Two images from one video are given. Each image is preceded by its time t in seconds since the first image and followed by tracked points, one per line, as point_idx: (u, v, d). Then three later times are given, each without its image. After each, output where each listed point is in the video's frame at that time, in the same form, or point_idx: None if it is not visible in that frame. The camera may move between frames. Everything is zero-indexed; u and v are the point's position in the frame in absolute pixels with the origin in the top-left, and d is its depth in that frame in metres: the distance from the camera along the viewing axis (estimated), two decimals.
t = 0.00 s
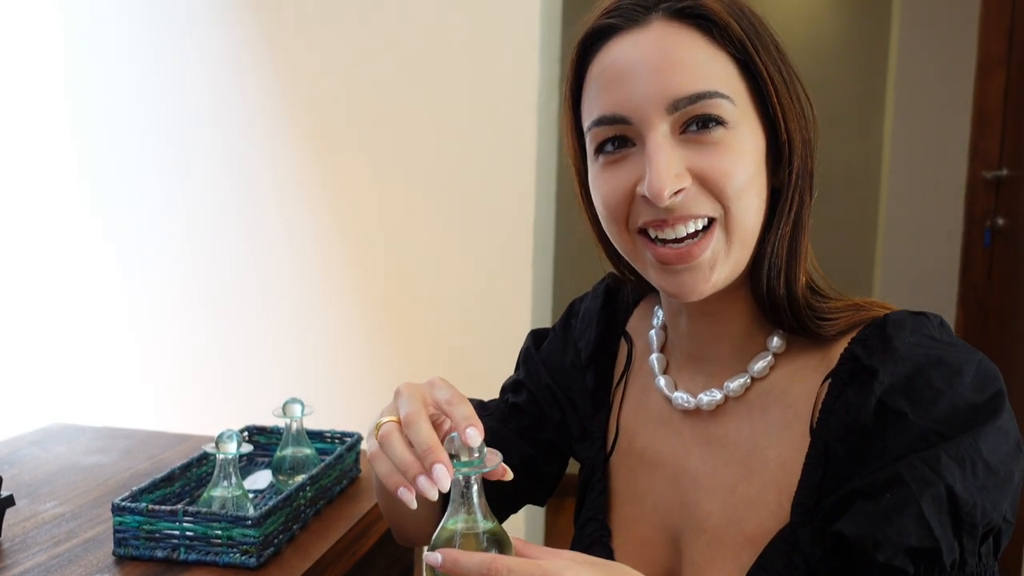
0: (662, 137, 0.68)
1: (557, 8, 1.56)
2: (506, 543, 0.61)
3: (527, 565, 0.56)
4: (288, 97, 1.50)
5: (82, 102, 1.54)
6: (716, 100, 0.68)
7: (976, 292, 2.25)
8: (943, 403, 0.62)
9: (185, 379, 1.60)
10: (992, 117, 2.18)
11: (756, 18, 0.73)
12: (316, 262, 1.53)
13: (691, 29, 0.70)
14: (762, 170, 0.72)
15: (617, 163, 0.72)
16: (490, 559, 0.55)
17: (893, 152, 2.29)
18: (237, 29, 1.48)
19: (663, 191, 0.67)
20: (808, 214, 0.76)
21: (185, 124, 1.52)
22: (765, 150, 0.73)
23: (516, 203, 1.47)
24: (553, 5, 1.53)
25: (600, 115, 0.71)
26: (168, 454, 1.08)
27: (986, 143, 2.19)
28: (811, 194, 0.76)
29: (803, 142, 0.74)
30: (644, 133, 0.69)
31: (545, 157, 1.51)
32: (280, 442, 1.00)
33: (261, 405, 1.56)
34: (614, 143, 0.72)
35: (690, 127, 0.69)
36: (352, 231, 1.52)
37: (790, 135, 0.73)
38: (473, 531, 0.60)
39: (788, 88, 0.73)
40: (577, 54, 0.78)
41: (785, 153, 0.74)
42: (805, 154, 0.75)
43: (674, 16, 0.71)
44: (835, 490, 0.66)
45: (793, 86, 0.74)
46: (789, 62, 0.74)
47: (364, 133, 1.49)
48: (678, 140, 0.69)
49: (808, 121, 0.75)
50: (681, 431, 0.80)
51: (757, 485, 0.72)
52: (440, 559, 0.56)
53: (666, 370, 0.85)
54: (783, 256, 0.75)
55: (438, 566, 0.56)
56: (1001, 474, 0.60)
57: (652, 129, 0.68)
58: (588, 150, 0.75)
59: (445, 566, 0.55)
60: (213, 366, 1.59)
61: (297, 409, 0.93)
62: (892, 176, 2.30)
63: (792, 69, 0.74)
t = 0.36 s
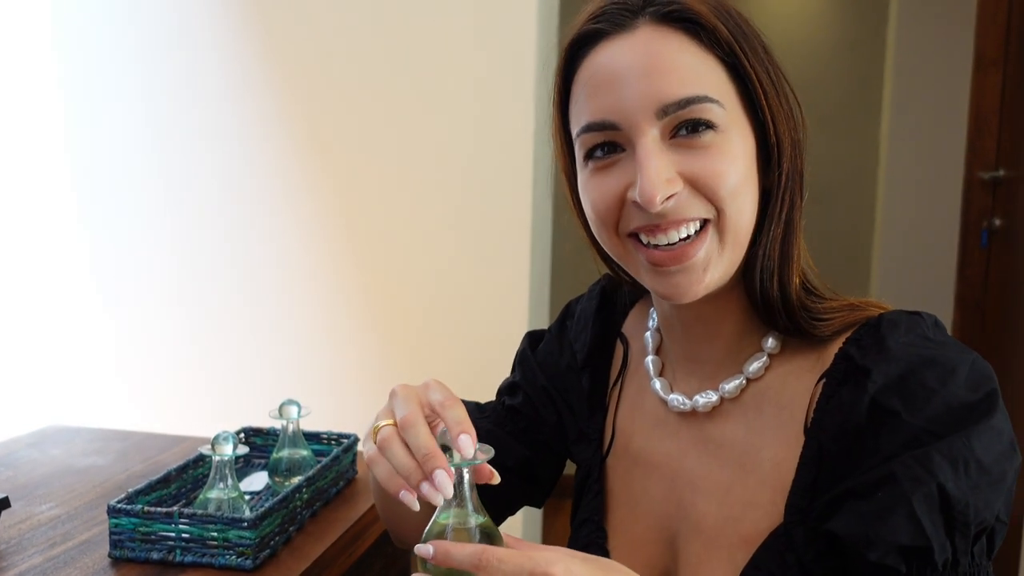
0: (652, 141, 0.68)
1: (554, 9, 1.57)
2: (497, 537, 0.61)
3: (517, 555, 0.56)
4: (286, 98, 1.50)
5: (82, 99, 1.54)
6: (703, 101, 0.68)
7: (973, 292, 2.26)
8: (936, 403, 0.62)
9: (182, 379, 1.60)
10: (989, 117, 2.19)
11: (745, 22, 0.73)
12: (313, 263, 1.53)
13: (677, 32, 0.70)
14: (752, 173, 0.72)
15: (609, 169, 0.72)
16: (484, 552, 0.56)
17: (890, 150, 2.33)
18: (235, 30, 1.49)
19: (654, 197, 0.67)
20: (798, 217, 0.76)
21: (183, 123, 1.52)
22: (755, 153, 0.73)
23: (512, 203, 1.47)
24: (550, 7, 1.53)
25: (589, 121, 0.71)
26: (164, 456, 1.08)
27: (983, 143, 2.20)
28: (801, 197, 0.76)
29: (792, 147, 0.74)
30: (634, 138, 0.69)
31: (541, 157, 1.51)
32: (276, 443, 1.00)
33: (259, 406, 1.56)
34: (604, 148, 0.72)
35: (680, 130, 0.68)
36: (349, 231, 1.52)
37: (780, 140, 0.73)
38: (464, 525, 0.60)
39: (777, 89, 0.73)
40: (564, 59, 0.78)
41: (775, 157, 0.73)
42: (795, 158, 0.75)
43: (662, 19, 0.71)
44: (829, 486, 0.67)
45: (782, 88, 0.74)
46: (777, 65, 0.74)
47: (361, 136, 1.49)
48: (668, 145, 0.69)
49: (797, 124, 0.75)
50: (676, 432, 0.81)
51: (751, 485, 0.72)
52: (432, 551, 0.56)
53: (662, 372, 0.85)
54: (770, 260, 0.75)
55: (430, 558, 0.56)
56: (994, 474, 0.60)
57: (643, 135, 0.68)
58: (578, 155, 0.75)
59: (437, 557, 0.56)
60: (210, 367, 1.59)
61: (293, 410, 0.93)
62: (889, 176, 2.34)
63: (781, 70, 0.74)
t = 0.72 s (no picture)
0: (582, 163, 0.69)
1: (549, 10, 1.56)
2: (441, 510, 0.64)
3: (453, 523, 0.58)
4: (282, 101, 1.50)
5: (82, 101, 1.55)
6: (650, 110, 0.66)
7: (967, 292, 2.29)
8: (918, 399, 0.63)
9: (179, 381, 1.60)
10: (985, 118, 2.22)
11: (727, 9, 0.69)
12: (308, 264, 1.53)
13: (651, 29, 0.67)
14: (737, 176, 0.69)
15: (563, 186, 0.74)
16: (421, 521, 0.58)
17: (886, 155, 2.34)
18: (233, 33, 1.49)
19: (593, 214, 0.69)
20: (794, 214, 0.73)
21: (180, 126, 1.53)
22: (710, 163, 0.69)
23: (506, 204, 1.46)
24: (547, 10, 1.53)
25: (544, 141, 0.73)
26: (159, 459, 1.08)
27: (977, 146, 2.23)
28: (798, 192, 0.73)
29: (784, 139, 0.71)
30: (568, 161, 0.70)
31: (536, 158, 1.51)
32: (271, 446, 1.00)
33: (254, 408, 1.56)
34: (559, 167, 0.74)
35: (625, 145, 0.67)
36: (344, 232, 1.52)
37: (768, 134, 0.70)
38: (411, 494, 0.64)
39: (738, 86, 0.68)
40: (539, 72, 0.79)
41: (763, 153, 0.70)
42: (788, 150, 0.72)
43: (600, 37, 0.69)
44: (812, 477, 0.67)
45: (743, 84, 0.69)
46: (767, 50, 0.70)
47: (356, 138, 1.49)
48: (600, 166, 0.69)
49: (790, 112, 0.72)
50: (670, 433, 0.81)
51: (744, 487, 0.72)
52: (371, 520, 0.58)
53: (659, 371, 0.85)
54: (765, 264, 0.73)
55: (370, 527, 0.59)
56: (968, 474, 0.60)
57: (577, 153, 0.69)
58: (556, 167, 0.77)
59: (377, 525, 0.58)
60: (205, 368, 1.59)
61: (287, 413, 0.93)
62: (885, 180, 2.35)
63: (747, 62, 0.69)
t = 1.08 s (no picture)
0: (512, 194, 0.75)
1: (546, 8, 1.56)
2: (353, 435, 0.85)
3: (393, 519, 0.62)
4: (285, 101, 1.49)
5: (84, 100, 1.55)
6: (529, 152, 0.69)
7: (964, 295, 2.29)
8: (838, 383, 0.59)
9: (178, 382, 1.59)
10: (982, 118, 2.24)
11: (609, 39, 0.65)
12: (306, 263, 1.53)
13: (532, 85, 0.68)
14: (617, 212, 0.65)
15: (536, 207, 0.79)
16: (364, 524, 0.62)
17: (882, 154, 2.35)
18: (236, 33, 1.49)
19: (527, 249, 0.75)
20: (711, 247, 0.65)
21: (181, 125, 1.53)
22: (587, 190, 0.65)
23: (503, 204, 1.45)
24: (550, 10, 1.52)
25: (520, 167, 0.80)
26: (155, 460, 1.07)
27: (974, 147, 2.24)
28: (714, 221, 0.64)
29: (677, 168, 0.63)
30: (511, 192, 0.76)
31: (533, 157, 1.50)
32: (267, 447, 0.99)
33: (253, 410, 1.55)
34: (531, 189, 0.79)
35: (516, 187, 0.71)
36: (341, 233, 1.51)
37: (654, 166, 0.63)
38: (330, 428, 0.83)
39: (615, 101, 0.63)
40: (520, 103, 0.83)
41: (648, 184, 0.63)
42: (687, 177, 0.63)
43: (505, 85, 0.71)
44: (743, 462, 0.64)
45: (618, 97, 0.63)
46: (659, 74, 0.64)
47: (358, 139, 1.48)
48: (518, 197, 0.73)
49: (690, 136, 0.64)
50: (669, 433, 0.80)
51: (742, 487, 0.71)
52: (321, 532, 0.62)
53: (651, 366, 0.85)
54: (682, 300, 0.68)
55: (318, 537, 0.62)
56: (885, 464, 0.55)
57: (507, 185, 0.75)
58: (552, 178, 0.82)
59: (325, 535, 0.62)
60: (203, 369, 1.58)
61: (283, 413, 0.94)
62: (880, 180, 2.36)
63: (628, 76, 0.64)
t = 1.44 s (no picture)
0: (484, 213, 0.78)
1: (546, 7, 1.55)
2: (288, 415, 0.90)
3: None
4: (287, 100, 1.49)
5: (84, 97, 1.55)
6: (484, 175, 0.72)
7: (962, 293, 2.31)
8: (800, 377, 0.58)
9: (177, 381, 1.59)
10: (979, 118, 2.25)
11: (542, 61, 0.68)
12: (305, 262, 1.52)
13: (477, 115, 0.71)
14: (560, 222, 0.67)
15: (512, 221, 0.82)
16: None
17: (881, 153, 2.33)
18: (239, 32, 1.49)
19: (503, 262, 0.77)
20: (654, 248, 0.65)
21: (182, 123, 1.52)
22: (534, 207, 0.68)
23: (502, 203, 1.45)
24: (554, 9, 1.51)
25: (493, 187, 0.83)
26: (155, 459, 1.07)
27: (973, 146, 2.26)
28: (655, 223, 0.65)
29: (610, 174, 0.64)
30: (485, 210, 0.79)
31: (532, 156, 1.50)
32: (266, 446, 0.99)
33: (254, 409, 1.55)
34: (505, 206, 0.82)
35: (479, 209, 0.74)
36: (339, 232, 1.50)
37: (589, 174, 0.65)
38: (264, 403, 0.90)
39: (549, 120, 0.66)
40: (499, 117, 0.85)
41: (585, 192, 0.65)
42: (622, 184, 0.64)
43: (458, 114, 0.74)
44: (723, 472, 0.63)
45: (553, 116, 0.66)
46: (589, 89, 0.65)
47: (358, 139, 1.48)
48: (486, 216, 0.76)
49: (623, 144, 0.65)
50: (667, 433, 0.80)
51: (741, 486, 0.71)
52: None
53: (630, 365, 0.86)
54: (641, 302, 0.68)
55: None
56: (866, 448, 0.54)
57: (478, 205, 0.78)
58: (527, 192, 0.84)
59: None
60: (202, 368, 1.58)
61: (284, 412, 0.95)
62: (880, 180, 2.34)
63: (559, 94, 0.66)
